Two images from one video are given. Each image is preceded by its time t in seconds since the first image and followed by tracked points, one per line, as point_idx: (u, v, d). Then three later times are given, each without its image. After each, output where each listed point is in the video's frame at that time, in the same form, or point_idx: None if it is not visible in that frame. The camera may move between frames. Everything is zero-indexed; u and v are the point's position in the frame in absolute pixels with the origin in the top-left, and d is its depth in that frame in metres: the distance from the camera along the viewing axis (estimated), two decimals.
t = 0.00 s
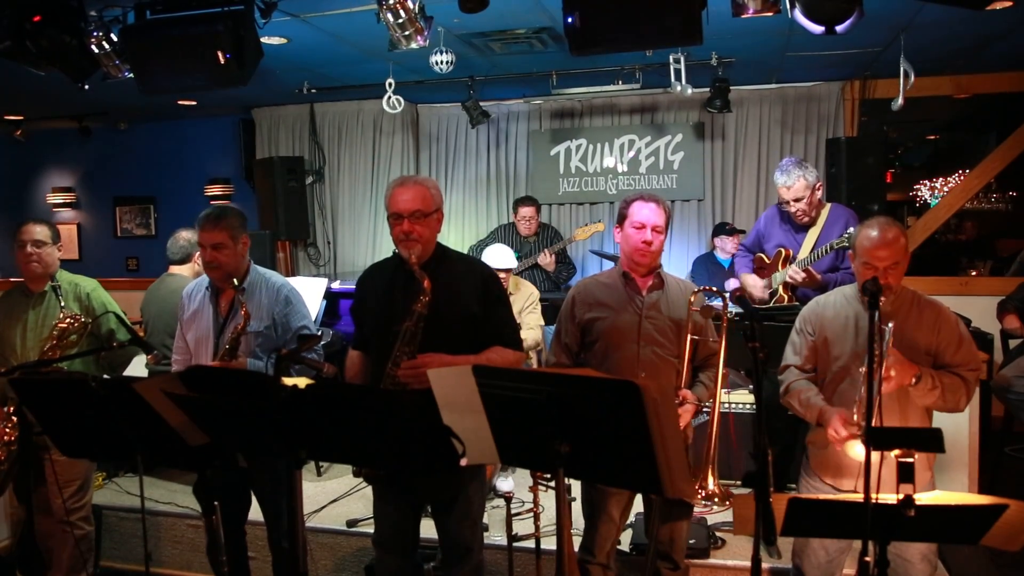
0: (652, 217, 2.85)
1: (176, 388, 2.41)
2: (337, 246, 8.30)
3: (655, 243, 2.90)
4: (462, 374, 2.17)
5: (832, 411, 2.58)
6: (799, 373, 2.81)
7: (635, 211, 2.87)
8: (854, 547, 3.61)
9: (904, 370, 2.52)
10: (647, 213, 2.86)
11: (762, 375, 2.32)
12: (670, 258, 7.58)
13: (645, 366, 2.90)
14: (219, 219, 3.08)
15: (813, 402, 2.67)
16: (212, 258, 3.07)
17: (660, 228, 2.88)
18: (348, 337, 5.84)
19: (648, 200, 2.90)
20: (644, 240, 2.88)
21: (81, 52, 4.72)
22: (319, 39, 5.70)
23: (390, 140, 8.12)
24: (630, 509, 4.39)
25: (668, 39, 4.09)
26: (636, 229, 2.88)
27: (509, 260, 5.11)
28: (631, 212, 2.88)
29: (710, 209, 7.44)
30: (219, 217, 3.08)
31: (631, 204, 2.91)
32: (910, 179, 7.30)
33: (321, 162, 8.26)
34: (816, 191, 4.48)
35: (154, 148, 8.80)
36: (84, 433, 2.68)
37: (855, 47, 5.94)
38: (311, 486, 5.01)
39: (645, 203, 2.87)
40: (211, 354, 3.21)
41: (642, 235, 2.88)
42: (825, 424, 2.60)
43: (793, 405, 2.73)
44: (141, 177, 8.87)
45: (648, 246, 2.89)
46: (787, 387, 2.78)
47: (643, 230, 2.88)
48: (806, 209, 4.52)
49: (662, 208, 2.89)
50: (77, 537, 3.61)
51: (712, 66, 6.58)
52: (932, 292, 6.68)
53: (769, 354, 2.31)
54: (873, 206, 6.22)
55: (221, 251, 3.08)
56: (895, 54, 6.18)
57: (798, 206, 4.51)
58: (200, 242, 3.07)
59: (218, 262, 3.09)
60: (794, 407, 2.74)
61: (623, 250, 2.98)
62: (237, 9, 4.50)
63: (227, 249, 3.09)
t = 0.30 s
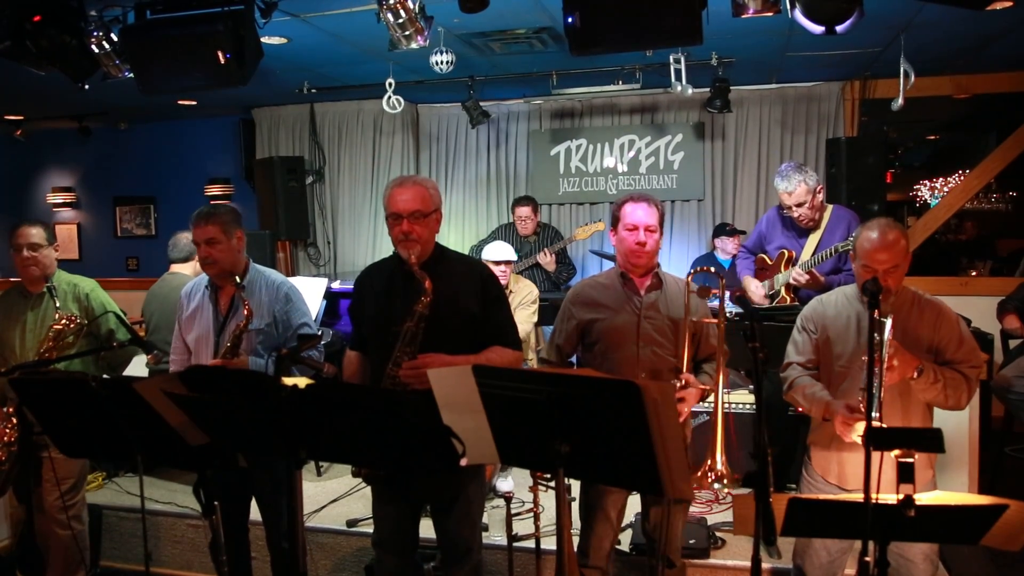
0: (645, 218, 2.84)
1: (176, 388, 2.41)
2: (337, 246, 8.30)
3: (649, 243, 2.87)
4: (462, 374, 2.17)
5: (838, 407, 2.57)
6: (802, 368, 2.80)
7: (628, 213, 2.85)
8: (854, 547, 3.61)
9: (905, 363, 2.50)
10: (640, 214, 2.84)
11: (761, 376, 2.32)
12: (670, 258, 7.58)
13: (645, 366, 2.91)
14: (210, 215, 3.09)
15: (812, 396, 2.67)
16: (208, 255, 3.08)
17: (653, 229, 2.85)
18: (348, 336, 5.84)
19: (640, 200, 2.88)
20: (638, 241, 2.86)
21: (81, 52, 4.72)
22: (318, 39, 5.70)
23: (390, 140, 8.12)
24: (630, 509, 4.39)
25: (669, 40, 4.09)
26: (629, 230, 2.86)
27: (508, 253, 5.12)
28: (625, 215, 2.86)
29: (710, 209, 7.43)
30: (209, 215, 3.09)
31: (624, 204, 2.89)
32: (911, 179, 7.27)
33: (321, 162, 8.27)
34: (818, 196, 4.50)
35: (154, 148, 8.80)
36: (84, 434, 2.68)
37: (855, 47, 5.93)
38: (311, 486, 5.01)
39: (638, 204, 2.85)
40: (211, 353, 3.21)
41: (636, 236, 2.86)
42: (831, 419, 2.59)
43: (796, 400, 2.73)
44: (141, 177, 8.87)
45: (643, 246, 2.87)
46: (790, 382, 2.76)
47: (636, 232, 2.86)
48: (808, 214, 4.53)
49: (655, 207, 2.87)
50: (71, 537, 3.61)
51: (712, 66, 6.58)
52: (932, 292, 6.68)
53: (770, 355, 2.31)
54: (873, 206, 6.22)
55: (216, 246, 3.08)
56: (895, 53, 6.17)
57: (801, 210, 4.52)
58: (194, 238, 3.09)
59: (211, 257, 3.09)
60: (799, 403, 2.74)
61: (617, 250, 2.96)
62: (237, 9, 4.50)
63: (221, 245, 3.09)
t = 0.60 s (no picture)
0: (642, 218, 2.86)
1: (176, 388, 2.41)
2: (337, 246, 8.30)
3: (645, 243, 2.89)
4: (462, 374, 2.18)
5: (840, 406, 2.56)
6: (804, 368, 2.80)
7: (626, 213, 2.87)
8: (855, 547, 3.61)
9: (907, 362, 2.49)
10: (636, 214, 2.86)
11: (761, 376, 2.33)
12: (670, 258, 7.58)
13: (644, 366, 2.91)
14: (219, 220, 3.08)
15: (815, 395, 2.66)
16: (218, 259, 3.10)
17: (650, 229, 2.88)
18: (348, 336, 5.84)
19: (636, 200, 2.90)
20: (635, 241, 2.88)
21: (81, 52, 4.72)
22: (318, 39, 5.71)
23: (389, 139, 8.12)
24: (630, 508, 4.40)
25: (669, 40, 4.09)
26: (626, 230, 2.88)
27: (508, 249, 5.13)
28: (621, 215, 2.88)
29: (710, 209, 7.44)
30: (220, 219, 3.09)
31: (620, 205, 2.92)
32: (910, 179, 7.25)
33: (321, 162, 8.26)
34: (819, 194, 4.50)
35: (153, 148, 8.80)
36: (83, 433, 2.68)
37: (854, 46, 5.94)
38: (311, 486, 5.00)
39: (636, 204, 2.87)
40: (209, 354, 3.21)
41: (632, 236, 2.88)
42: (832, 416, 2.59)
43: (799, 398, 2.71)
44: (141, 177, 8.87)
45: (639, 246, 2.89)
46: (792, 382, 2.76)
47: (632, 232, 2.88)
48: (809, 212, 4.52)
49: (652, 208, 2.90)
50: (76, 537, 3.61)
51: (712, 66, 6.57)
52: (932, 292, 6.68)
53: (769, 355, 2.32)
54: (873, 206, 6.22)
55: (225, 251, 3.10)
56: (894, 53, 6.18)
57: (801, 209, 4.52)
58: (202, 243, 3.09)
59: (223, 262, 3.11)
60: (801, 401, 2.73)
61: (614, 250, 2.98)
62: (237, 9, 4.50)
63: (231, 249, 3.11)
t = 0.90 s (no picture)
0: (636, 219, 2.85)
1: (176, 388, 2.41)
2: (337, 245, 8.30)
3: (637, 243, 2.88)
4: (463, 374, 2.17)
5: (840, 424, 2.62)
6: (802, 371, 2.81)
7: (618, 214, 2.86)
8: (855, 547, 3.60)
9: (912, 363, 2.51)
10: (627, 215, 2.85)
11: (761, 374, 2.34)
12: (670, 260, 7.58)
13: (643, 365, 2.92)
14: (214, 217, 3.08)
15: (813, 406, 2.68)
16: (215, 256, 3.09)
17: (643, 229, 2.87)
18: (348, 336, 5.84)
19: (627, 201, 2.89)
20: (627, 242, 2.87)
21: (82, 52, 4.72)
22: (318, 39, 5.71)
23: (390, 139, 8.12)
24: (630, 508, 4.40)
25: (669, 40, 4.09)
26: (617, 232, 2.87)
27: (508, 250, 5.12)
28: (613, 217, 2.88)
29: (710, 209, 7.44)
30: (213, 216, 3.08)
31: (612, 207, 2.91)
32: (911, 179, 7.23)
33: (321, 162, 8.26)
34: (819, 195, 4.50)
35: (154, 148, 8.80)
36: (83, 433, 2.68)
37: (854, 46, 5.94)
38: (312, 486, 5.00)
39: (629, 205, 2.86)
40: (210, 353, 3.21)
41: (623, 237, 2.87)
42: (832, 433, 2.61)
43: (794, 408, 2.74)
44: (141, 177, 8.87)
45: (631, 246, 2.88)
46: (791, 392, 2.76)
47: (624, 233, 2.87)
48: (808, 213, 4.52)
49: (644, 207, 2.88)
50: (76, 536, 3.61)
51: (712, 66, 6.57)
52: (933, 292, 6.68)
53: (769, 355, 2.33)
54: (873, 206, 6.23)
55: (220, 247, 3.09)
56: (895, 53, 6.17)
57: (801, 209, 4.52)
58: (197, 240, 3.08)
59: (218, 258, 3.10)
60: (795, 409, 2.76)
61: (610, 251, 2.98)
62: (237, 9, 4.50)
63: (225, 246, 3.10)
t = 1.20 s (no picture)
0: (627, 217, 2.83)
1: (175, 387, 2.40)
2: (335, 245, 8.30)
3: (629, 242, 2.86)
4: (462, 374, 2.17)
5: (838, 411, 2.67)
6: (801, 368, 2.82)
7: (610, 213, 2.85)
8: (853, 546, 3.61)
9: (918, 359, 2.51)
10: (618, 214, 2.84)
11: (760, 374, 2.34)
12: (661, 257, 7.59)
13: (637, 363, 2.93)
14: (222, 220, 3.08)
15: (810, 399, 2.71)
16: (217, 259, 3.09)
17: (633, 227, 2.85)
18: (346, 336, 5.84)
19: (617, 200, 2.88)
20: (618, 241, 2.86)
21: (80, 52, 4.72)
22: (317, 38, 5.71)
23: (388, 139, 8.12)
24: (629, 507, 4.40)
25: (668, 39, 4.09)
26: (609, 231, 2.86)
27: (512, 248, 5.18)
28: (605, 215, 2.86)
29: (708, 208, 7.44)
30: (223, 219, 3.09)
31: (602, 208, 2.89)
32: (909, 178, 7.22)
33: (319, 161, 8.25)
34: (818, 193, 4.51)
35: (151, 147, 8.79)
36: (82, 434, 2.68)
37: (852, 45, 5.94)
38: (310, 485, 5.01)
39: (619, 203, 2.85)
40: (207, 354, 3.20)
41: (615, 236, 2.86)
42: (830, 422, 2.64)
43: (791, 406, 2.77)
44: (138, 176, 8.86)
45: (623, 245, 2.86)
46: (789, 388, 2.79)
47: (615, 232, 2.86)
48: (807, 210, 4.54)
49: (635, 206, 2.88)
50: (74, 536, 3.61)
51: (710, 65, 6.57)
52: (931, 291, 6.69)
53: (766, 354, 2.33)
54: (871, 204, 6.23)
55: (228, 252, 3.11)
56: (892, 52, 6.18)
57: (799, 207, 4.53)
58: (205, 244, 3.08)
59: (226, 264, 3.11)
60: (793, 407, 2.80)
61: (602, 250, 2.97)
62: (235, 8, 4.50)
63: (233, 250, 3.12)
